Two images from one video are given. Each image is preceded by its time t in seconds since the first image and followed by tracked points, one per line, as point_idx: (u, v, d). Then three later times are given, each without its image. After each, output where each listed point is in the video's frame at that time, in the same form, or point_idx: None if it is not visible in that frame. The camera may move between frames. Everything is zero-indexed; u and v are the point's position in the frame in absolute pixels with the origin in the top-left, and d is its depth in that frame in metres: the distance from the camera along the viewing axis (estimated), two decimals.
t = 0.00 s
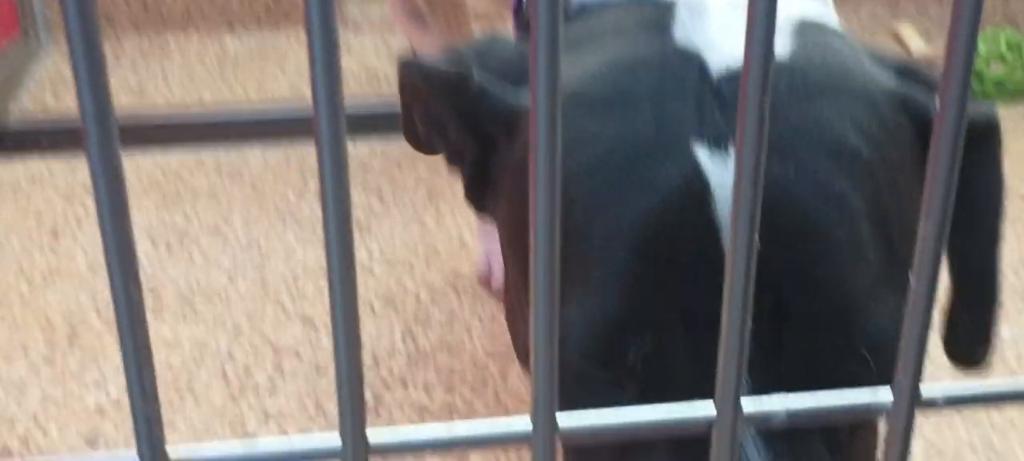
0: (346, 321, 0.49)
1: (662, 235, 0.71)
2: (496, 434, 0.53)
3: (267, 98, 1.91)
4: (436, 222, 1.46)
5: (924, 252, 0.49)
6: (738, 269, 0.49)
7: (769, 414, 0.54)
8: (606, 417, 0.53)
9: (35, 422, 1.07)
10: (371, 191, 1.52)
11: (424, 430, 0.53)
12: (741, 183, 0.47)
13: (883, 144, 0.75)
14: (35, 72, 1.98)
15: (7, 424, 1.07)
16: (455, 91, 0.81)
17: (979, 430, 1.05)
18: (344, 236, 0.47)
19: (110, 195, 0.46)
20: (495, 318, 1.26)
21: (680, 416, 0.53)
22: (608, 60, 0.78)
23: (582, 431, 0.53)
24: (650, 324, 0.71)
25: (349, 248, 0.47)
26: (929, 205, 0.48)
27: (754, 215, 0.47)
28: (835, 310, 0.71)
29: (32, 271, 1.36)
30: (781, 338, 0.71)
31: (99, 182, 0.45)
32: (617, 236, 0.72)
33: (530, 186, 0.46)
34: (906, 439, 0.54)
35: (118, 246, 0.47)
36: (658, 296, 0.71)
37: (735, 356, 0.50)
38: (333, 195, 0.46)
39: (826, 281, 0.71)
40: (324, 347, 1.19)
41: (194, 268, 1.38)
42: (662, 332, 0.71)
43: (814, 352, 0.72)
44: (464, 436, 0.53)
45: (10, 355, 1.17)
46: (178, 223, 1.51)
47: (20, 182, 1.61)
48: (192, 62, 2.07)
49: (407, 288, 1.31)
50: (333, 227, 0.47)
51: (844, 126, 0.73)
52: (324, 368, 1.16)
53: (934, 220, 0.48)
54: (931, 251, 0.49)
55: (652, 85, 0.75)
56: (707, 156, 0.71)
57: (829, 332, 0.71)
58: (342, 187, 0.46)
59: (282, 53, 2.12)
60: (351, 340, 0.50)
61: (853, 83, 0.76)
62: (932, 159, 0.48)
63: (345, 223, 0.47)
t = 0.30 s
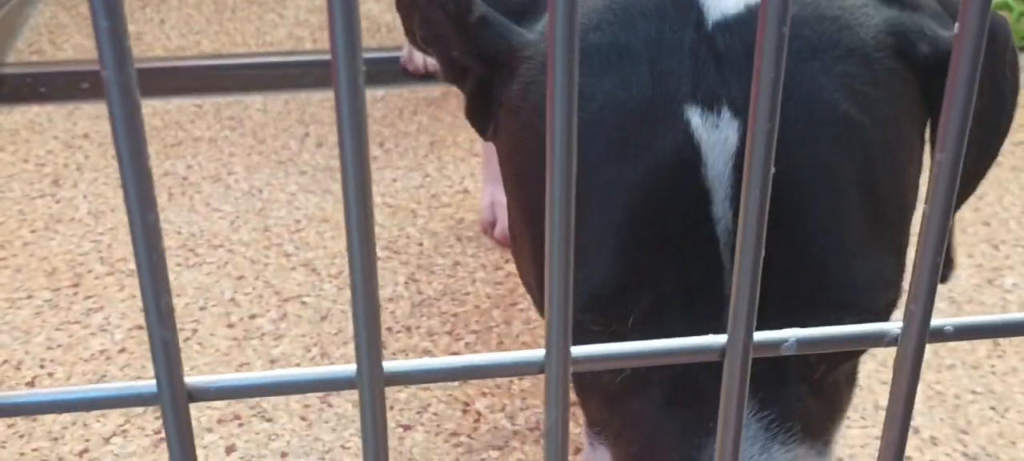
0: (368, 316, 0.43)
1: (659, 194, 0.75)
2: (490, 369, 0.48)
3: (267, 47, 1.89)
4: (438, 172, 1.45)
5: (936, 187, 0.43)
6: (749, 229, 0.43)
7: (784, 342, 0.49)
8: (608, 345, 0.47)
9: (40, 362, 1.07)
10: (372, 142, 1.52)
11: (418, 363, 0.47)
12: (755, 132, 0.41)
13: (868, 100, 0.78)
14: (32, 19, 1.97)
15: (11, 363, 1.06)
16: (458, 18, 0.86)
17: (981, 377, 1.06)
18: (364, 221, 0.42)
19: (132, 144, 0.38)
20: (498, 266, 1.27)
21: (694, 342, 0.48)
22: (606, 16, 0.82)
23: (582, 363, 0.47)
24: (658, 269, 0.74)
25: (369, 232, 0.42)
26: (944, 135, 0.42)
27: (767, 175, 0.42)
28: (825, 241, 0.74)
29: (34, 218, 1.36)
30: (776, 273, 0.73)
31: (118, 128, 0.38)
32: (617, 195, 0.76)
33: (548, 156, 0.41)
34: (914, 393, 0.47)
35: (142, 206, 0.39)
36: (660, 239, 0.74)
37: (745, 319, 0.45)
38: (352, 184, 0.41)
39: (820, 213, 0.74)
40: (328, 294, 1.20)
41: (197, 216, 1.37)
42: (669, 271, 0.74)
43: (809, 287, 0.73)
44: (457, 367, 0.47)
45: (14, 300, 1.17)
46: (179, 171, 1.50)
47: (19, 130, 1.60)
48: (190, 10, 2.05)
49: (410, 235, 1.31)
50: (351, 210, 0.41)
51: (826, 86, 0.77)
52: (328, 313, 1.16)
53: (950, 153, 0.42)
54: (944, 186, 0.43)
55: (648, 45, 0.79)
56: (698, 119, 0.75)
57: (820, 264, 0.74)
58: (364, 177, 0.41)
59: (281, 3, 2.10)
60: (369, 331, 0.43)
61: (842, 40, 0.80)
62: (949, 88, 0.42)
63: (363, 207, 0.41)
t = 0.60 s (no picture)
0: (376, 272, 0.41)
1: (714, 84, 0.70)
2: (502, 326, 0.47)
3: (267, 21, 1.88)
4: (441, 145, 1.44)
5: (960, 134, 0.42)
6: (767, 182, 0.42)
7: (802, 296, 0.48)
8: (628, 299, 0.47)
9: (40, 334, 1.05)
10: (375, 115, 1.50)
11: (428, 318, 0.46)
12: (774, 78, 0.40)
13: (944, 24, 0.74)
14: None
15: (11, 335, 1.05)
16: None
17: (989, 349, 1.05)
18: (372, 174, 0.39)
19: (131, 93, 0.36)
20: (502, 239, 1.26)
21: (709, 296, 0.47)
22: None
23: (599, 319, 0.46)
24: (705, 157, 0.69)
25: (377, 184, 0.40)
26: (969, 80, 0.41)
27: (787, 124, 0.41)
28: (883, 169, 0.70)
29: (33, 191, 1.34)
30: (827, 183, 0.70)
31: (122, 101, 0.36)
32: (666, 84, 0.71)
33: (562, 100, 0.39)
34: (933, 347, 0.47)
35: (141, 155, 0.37)
36: (710, 126, 0.70)
37: (762, 272, 0.44)
38: (360, 128, 0.38)
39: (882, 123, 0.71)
40: (330, 266, 1.18)
41: (197, 189, 1.36)
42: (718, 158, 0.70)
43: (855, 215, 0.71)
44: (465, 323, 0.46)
45: (14, 272, 1.16)
46: (180, 144, 1.49)
47: (18, 102, 1.59)
48: None
49: (413, 208, 1.30)
50: (359, 160, 0.39)
51: None
52: (330, 285, 1.15)
53: (974, 100, 0.41)
54: (968, 133, 0.42)
55: None
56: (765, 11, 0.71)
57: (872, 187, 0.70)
58: (372, 124, 0.38)
59: None
60: (377, 285, 0.42)
61: None
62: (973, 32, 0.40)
63: (370, 156, 0.39)
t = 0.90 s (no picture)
0: (368, 244, 0.41)
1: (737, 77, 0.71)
2: (498, 298, 0.46)
3: None
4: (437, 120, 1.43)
5: (964, 104, 0.41)
6: (764, 160, 0.41)
7: (799, 270, 0.48)
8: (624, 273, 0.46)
9: (34, 309, 1.05)
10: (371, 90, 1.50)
11: (423, 293, 0.45)
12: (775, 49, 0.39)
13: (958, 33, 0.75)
14: None
15: (5, 309, 1.05)
16: None
17: (987, 324, 1.05)
18: (364, 144, 0.39)
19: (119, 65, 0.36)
20: (499, 214, 1.25)
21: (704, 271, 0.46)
22: None
23: (592, 293, 0.45)
24: (717, 159, 0.70)
25: (369, 153, 0.39)
26: (972, 51, 0.40)
27: (786, 95, 0.40)
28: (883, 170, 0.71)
29: (27, 165, 1.34)
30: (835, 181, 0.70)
31: (108, 75, 0.36)
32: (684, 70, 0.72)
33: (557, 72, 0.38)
34: (933, 321, 0.46)
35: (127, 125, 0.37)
36: (727, 125, 0.70)
37: (760, 244, 0.43)
38: (350, 96, 0.38)
39: (900, 133, 0.72)
40: (326, 242, 1.18)
41: (192, 163, 1.35)
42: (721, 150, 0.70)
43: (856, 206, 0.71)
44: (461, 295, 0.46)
45: (7, 247, 1.15)
46: (174, 118, 1.48)
47: (12, 77, 1.57)
48: None
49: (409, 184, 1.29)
50: (350, 130, 0.38)
51: None
52: (326, 260, 1.14)
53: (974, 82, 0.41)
54: (971, 103, 0.41)
55: None
56: (804, 11, 0.70)
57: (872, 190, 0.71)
58: (363, 93, 0.38)
59: None
60: (369, 257, 0.41)
61: None
62: (979, 2, 0.40)
63: (362, 127, 0.38)
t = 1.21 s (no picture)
0: (369, 229, 0.41)
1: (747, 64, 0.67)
2: (499, 287, 0.47)
3: None
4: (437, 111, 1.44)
5: (960, 92, 0.42)
6: (761, 149, 0.41)
7: (796, 260, 0.48)
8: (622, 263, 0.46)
9: (36, 298, 1.05)
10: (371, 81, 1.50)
11: (425, 282, 0.46)
12: (773, 38, 0.39)
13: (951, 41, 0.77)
14: None
15: (7, 298, 1.05)
16: None
17: (985, 314, 1.05)
18: (365, 131, 0.39)
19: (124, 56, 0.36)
20: (498, 205, 1.26)
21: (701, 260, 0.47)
22: None
23: (593, 281, 0.46)
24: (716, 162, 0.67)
25: (370, 139, 0.39)
26: (967, 40, 0.40)
27: (784, 84, 0.40)
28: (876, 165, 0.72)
29: (28, 155, 1.34)
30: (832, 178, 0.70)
31: (115, 70, 0.36)
32: (679, 69, 0.68)
33: (556, 60, 0.39)
34: (929, 309, 0.47)
35: (132, 114, 0.37)
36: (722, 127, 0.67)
37: (758, 234, 0.44)
38: (352, 81, 0.38)
39: (897, 134, 0.72)
40: (326, 232, 1.18)
41: (193, 154, 1.36)
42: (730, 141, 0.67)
43: (849, 203, 0.72)
44: (463, 285, 0.46)
45: (9, 237, 1.16)
46: (175, 108, 1.48)
47: (13, 67, 1.58)
48: None
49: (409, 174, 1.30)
50: (351, 118, 0.39)
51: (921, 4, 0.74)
52: (327, 250, 1.15)
53: (967, 87, 0.41)
54: (967, 91, 0.41)
55: None
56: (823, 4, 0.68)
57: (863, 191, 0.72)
58: (365, 79, 0.38)
59: None
60: (370, 244, 0.42)
61: None
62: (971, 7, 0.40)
63: (363, 113, 0.39)
